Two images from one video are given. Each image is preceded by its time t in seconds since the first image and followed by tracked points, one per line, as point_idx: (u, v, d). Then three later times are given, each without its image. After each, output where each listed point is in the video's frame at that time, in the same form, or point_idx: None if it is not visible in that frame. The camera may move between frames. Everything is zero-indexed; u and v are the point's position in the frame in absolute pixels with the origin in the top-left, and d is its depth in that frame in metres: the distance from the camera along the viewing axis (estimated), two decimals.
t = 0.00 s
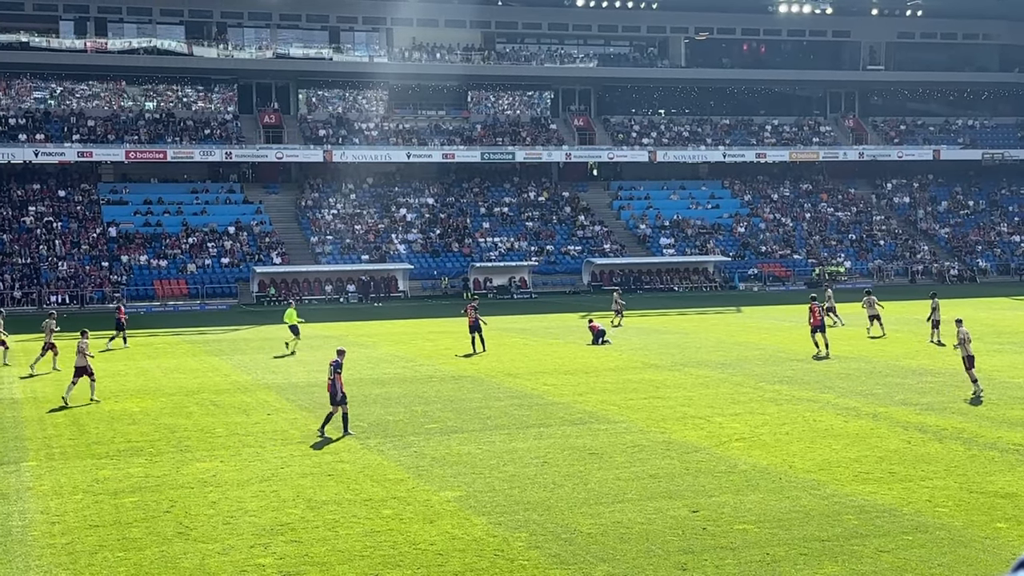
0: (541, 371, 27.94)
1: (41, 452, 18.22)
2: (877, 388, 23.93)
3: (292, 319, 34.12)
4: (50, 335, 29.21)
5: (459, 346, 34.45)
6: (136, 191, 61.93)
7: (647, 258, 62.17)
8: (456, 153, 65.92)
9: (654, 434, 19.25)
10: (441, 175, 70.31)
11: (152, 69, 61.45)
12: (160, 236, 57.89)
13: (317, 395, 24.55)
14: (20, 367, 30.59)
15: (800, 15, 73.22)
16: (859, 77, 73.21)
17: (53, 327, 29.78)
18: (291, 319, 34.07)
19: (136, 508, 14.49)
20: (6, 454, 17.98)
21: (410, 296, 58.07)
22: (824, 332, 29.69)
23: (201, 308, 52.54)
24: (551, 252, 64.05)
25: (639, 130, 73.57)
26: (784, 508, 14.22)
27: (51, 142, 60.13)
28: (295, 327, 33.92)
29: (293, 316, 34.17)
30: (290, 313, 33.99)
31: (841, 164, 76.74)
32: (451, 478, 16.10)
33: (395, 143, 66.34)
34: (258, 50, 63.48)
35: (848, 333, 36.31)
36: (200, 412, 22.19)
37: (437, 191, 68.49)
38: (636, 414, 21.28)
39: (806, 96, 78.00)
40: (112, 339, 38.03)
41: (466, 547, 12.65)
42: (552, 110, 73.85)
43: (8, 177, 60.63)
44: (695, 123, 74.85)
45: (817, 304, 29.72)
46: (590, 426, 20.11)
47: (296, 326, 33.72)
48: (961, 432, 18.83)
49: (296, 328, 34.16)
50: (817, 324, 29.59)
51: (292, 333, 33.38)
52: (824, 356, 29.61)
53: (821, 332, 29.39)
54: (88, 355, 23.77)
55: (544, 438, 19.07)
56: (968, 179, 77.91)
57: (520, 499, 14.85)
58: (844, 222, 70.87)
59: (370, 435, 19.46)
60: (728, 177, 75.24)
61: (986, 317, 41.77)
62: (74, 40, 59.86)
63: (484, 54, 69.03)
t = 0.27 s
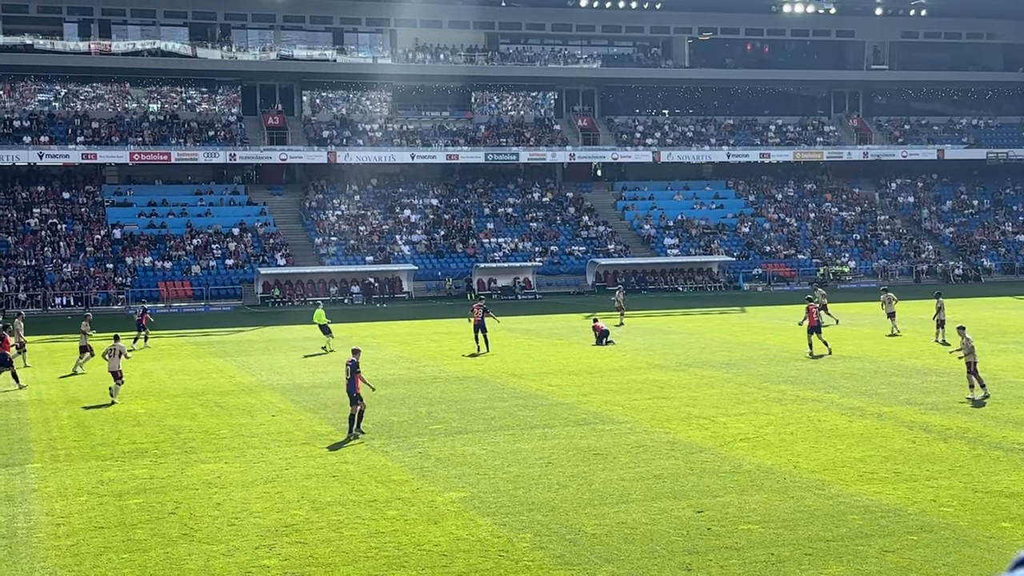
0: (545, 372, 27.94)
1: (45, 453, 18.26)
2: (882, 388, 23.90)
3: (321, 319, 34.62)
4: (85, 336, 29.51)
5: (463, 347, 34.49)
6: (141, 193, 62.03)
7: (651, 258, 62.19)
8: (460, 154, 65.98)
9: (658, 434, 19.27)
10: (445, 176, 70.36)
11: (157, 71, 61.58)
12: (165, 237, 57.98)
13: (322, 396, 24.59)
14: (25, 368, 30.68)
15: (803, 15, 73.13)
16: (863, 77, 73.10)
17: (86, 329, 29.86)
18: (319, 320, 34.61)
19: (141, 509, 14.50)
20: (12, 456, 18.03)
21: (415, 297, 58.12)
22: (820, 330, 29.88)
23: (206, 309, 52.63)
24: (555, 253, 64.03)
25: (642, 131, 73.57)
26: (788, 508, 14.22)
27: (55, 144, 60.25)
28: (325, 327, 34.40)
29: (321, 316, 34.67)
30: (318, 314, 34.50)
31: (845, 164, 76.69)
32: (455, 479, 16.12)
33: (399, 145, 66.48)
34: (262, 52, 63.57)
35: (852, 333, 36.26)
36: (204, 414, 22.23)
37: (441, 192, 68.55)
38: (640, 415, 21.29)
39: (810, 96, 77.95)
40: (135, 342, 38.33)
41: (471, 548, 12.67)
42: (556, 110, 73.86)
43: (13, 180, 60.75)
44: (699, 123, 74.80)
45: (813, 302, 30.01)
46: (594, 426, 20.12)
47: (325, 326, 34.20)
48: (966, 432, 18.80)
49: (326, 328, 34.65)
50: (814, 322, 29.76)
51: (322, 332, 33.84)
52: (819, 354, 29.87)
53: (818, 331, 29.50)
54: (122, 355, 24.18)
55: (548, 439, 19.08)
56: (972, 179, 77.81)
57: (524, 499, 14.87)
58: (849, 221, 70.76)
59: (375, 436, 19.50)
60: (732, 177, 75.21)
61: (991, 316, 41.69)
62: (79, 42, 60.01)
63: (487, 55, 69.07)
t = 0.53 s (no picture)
0: (554, 373, 27.93)
1: (55, 455, 18.31)
2: (891, 389, 23.84)
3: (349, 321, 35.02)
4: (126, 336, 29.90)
5: (470, 348, 34.49)
6: (149, 195, 62.21)
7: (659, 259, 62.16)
8: (468, 155, 66.07)
9: (666, 435, 19.26)
10: (453, 177, 70.42)
11: (165, 73, 61.82)
12: (173, 240, 58.11)
13: (331, 397, 24.61)
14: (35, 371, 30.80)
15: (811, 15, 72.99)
16: (871, 77, 72.92)
17: (126, 330, 30.21)
18: (347, 321, 35.12)
19: (150, 511, 14.54)
20: (21, 458, 18.10)
21: (423, 298, 58.22)
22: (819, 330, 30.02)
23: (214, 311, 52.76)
24: (563, 254, 64.01)
25: (650, 131, 73.55)
26: (797, 509, 14.19)
27: (64, 146, 60.46)
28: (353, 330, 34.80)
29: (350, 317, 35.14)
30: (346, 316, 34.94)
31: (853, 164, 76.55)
32: (463, 480, 16.13)
33: (407, 146, 66.62)
34: (270, 54, 63.72)
35: (862, 333, 36.18)
36: (213, 416, 22.28)
37: (449, 194, 68.60)
38: (649, 416, 21.27)
39: (818, 96, 77.81)
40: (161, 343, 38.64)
41: (479, 550, 12.68)
42: (563, 111, 73.85)
43: (22, 182, 60.94)
44: (707, 124, 74.74)
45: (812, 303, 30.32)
46: (603, 427, 20.12)
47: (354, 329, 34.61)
48: (975, 433, 18.75)
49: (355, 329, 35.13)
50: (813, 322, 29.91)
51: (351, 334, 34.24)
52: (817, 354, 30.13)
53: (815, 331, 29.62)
54: (156, 354, 24.67)
55: (557, 440, 19.08)
56: (981, 179, 77.57)
57: (532, 501, 14.87)
58: (857, 222, 70.59)
59: (383, 437, 19.51)
60: (740, 178, 75.11)
61: (1000, 317, 41.56)
62: (87, 45, 60.28)
63: (494, 57, 69.18)
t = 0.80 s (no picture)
0: (566, 375, 27.93)
1: (69, 457, 18.41)
2: (905, 390, 23.77)
3: (376, 323, 35.13)
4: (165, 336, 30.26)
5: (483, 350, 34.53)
6: (163, 198, 62.49)
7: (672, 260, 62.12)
8: (480, 157, 66.25)
9: (679, 437, 19.23)
10: (466, 179, 70.49)
11: (180, 76, 62.05)
12: (187, 242, 58.35)
13: (344, 399, 24.67)
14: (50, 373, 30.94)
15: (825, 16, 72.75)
16: (885, 78, 72.66)
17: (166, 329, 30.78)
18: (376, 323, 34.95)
19: (164, 513, 14.61)
20: (36, 460, 18.19)
21: (435, 300, 58.34)
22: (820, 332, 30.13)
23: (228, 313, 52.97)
24: (576, 256, 63.97)
25: (663, 133, 73.47)
26: (811, 512, 14.15)
27: (78, 149, 60.72)
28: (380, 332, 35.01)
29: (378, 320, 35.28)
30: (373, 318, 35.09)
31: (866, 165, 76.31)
32: (477, 482, 16.14)
33: (420, 148, 66.80)
34: (283, 56, 63.95)
35: (875, 335, 36.07)
36: (227, 418, 22.36)
37: (462, 196, 68.68)
38: (662, 418, 21.24)
39: (831, 97, 77.57)
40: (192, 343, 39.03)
41: (493, 552, 12.68)
42: (576, 113, 73.81)
43: (36, 185, 61.23)
44: (720, 125, 74.56)
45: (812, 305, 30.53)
46: (616, 429, 20.11)
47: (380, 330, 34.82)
48: (990, 434, 18.67)
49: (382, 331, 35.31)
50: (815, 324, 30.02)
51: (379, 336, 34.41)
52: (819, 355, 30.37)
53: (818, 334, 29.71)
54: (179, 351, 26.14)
55: (570, 442, 19.07)
56: (996, 180, 77.21)
57: (545, 503, 14.87)
58: (871, 223, 70.34)
59: (396, 439, 19.54)
60: (753, 179, 74.93)
61: (1014, 318, 41.38)
62: (101, 48, 60.48)
63: (507, 59, 69.29)
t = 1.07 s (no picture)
0: (583, 377, 27.92)
1: (89, 459, 18.54)
2: (924, 393, 23.63)
3: (400, 323, 35.02)
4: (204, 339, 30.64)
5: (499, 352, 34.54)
6: (181, 200, 62.85)
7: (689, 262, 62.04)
8: (497, 159, 66.31)
9: (696, 439, 19.19)
10: (482, 181, 70.55)
11: (197, 79, 62.35)
12: (205, 244, 58.65)
13: (361, 401, 24.74)
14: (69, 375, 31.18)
15: (842, 17, 72.45)
16: (903, 79, 72.29)
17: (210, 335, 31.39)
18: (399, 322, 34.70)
19: (183, 514, 14.69)
20: (56, 461, 18.33)
21: (452, 302, 58.43)
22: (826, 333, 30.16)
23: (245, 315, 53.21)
24: (592, 258, 63.91)
25: (679, 134, 73.34)
26: (829, 514, 14.09)
27: (97, 152, 61.15)
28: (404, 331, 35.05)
29: (403, 319, 35.18)
30: (397, 318, 35.07)
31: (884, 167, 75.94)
32: (493, 484, 16.15)
33: (436, 150, 66.97)
34: (300, 59, 64.24)
35: (894, 337, 35.86)
36: (245, 419, 22.47)
37: (478, 198, 68.74)
38: (678, 420, 21.20)
39: (848, 98, 77.21)
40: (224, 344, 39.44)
41: (510, 554, 12.69)
42: (592, 115, 73.71)
43: (56, 188, 61.68)
44: (737, 127, 74.32)
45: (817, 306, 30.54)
46: (633, 432, 20.09)
47: (404, 329, 34.82)
48: (1009, 437, 18.53)
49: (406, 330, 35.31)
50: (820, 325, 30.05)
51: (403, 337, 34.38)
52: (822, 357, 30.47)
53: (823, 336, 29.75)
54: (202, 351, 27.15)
55: (587, 444, 19.05)
56: (1015, 181, 76.66)
57: (562, 505, 14.87)
58: (889, 225, 69.98)
59: (413, 441, 19.59)
60: (770, 181, 74.68)
61: None
62: (120, 50, 60.87)
63: (523, 61, 69.31)
